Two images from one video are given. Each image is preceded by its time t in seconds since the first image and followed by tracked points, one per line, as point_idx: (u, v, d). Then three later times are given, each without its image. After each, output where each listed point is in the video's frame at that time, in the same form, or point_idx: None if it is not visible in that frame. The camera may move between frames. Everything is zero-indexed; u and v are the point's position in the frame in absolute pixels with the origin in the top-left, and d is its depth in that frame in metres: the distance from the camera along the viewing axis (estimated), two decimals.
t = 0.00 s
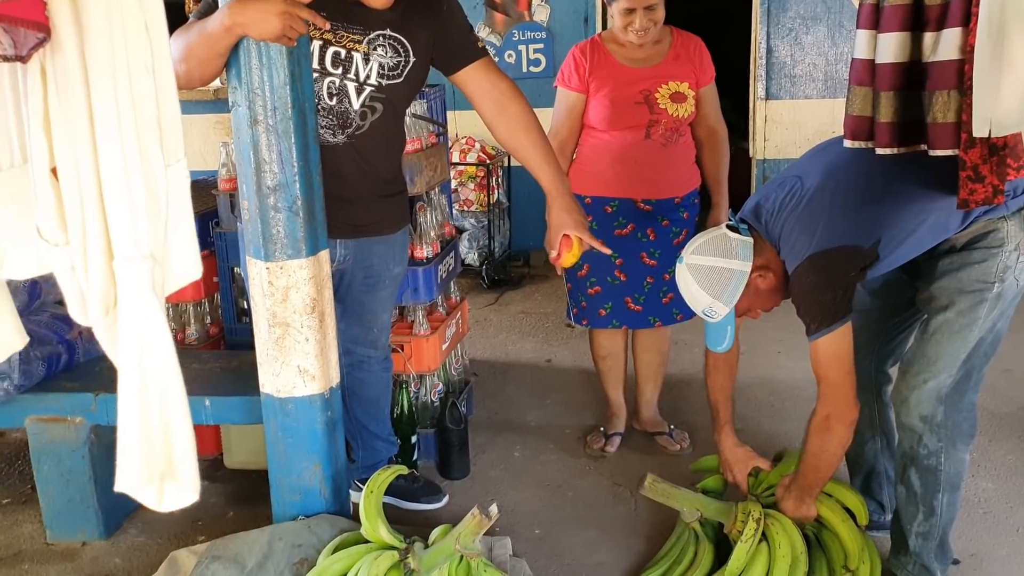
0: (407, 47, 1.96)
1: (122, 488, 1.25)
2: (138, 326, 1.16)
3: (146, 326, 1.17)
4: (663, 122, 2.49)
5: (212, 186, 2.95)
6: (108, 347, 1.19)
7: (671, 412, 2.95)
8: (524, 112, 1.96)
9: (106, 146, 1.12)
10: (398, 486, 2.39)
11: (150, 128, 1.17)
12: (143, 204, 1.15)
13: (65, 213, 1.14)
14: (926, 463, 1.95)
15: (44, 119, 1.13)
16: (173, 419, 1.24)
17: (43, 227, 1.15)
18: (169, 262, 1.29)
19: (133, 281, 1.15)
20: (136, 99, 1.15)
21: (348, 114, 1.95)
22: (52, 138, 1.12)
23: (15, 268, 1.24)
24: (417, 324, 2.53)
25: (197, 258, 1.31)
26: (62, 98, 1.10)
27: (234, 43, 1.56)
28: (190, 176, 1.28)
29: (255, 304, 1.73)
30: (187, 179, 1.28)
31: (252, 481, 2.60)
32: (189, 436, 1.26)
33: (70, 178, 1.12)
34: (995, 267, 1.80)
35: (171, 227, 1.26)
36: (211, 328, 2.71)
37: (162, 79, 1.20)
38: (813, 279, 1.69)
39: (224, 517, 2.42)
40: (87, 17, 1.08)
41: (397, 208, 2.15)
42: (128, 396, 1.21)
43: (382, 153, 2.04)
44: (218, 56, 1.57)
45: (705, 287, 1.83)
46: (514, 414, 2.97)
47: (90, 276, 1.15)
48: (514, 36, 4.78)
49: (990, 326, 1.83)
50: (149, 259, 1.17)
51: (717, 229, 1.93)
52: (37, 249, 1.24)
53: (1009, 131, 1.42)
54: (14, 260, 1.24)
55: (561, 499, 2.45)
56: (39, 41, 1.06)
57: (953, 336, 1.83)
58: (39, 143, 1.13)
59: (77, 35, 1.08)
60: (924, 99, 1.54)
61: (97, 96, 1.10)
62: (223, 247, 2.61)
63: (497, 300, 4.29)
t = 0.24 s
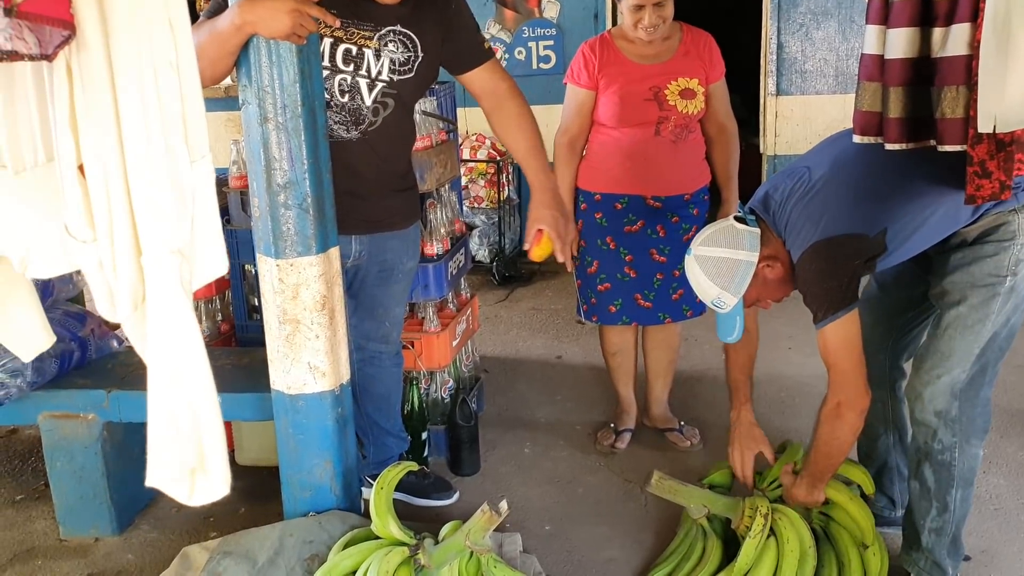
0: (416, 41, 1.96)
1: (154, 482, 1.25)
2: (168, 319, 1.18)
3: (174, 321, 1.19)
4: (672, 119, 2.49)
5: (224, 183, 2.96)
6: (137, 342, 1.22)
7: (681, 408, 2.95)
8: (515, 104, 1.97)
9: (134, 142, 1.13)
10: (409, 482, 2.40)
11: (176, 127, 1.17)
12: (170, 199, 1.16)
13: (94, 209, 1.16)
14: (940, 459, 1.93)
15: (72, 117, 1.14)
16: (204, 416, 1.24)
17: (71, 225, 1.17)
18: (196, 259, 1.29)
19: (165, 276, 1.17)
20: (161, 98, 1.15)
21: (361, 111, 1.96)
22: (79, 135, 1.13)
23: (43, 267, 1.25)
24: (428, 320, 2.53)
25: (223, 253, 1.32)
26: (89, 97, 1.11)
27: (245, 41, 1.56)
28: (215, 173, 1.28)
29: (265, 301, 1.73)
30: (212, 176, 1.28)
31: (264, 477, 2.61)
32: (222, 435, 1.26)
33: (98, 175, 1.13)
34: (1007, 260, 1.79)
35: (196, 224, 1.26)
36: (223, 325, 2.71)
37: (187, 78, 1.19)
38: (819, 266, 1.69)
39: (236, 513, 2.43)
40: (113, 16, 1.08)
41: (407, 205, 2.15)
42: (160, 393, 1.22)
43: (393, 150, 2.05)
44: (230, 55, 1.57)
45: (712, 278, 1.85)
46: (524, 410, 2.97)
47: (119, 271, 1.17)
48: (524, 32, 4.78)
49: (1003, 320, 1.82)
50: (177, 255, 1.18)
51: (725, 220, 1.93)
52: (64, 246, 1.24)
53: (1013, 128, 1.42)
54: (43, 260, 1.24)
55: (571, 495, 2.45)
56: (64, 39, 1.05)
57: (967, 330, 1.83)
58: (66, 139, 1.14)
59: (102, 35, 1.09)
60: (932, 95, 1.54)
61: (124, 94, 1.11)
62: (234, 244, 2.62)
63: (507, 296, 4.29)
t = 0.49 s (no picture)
0: (422, 37, 1.99)
1: (172, 481, 1.29)
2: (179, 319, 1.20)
3: (188, 321, 1.20)
4: (676, 119, 2.48)
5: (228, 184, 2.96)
6: (152, 343, 1.23)
7: (686, 408, 2.95)
8: (484, 112, 2.20)
9: (147, 146, 1.14)
10: (414, 482, 2.39)
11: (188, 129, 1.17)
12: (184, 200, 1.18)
13: (109, 211, 1.16)
14: (941, 450, 1.93)
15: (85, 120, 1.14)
16: (218, 414, 1.26)
17: (85, 225, 1.17)
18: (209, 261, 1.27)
19: (179, 276, 1.19)
20: (174, 101, 1.15)
21: (370, 108, 1.96)
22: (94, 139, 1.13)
23: (58, 268, 1.26)
24: (432, 320, 2.53)
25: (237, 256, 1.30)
26: (101, 100, 1.11)
27: (249, 43, 1.56)
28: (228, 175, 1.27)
29: (269, 301, 1.74)
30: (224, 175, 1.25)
31: (269, 477, 2.62)
32: (236, 431, 1.28)
33: (111, 180, 1.14)
34: (1004, 256, 1.78)
35: (212, 229, 1.26)
36: (227, 325, 2.72)
37: (197, 79, 1.18)
38: (821, 253, 1.68)
39: (241, 513, 2.43)
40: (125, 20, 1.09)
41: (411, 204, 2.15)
42: (176, 389, 1.24)
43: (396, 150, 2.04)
44: (236, 57, 1.57)
45: (716, 255, 1.83)
46: (528, 409, 2.97)
47: (133, 270, 1.19)
48: (528, 32, 4.78)
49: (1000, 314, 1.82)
50: (190, 254, 1.20)
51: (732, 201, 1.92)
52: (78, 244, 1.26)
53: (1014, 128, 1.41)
54: (58, 258, 1.26)
55: (575, 495, 2.45)
56: (76, 43, 1.05)
57: (965, 323, 1.82)
58: (78, 141, 1.14)
59: (115, 37, 1.09)
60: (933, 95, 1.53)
61: (137, 96, 1.11)
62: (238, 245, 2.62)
63: (512, 296, 4.29)
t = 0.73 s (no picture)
0: (424, 26, 2.01)
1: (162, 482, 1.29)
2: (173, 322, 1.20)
3: (183, 323, 1.21)
4: (674, 121, 2.48)
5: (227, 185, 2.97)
6: (146, 344, 1.23)
7: (684, 409, 2.96)
8: (467, 104, 2.24)
9: (143, 149, 1.14)
10: (413, 484, 2.41)
11: (184, 132, 1.18)
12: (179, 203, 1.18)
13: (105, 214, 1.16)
14: (936, 433, 1.93)
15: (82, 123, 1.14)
16: (212, 415, 1.27)
17: (81, 227, 1.17)
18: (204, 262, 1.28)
19: (175, 278, 1.19)
20: (171, 104, 1.15)
21: (383, 103, 1.99)
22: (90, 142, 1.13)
23: (59, 269, 1.26)
24: (432, 320, 2.53)
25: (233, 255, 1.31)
26: (98, 103, 1.11)
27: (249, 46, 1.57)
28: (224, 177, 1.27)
29: (268, 302, 1.74)
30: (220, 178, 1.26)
31: (268, 478, 2.62)
32: (229, 433, 1.29)
33: (108, 184, 1.14)
34: (1008, 250, 1.81)
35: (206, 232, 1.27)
36: (227, 327, 2.71)
37: (195, 82, 1.19)
38: (834, 243, 1.72)
39: (240, 514, 2.43)
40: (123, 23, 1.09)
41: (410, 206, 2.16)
42: (170, 391, 1.25)
43: (396, 151, 2.05)
44: (234, 59, 1.57)
45: (727, 242, 1.89)
46: (527, 410, 2.98)
47: (129, 272, 1.18)
48: (527, 34, 4.79)
49: (999, 307, 1.84)
50: (185, 257, 1.20)
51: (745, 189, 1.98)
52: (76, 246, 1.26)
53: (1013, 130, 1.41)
54: (56, 260, 1.25)
55: (574, 496, 2.45)
56: (75, 45, 1.05)
57: (965, 311, 1.84)
58: (76, 145, 1.13)
59: (112, 40, 1.09)
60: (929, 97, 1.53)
61: (134, 99, 1.12)
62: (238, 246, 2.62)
63: (511, 297, 4.30)
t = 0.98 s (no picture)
0: (429, 20, 2.02)
1: (147, 487, 1.30)
2: (160, 328, 1.21)
3: (168, 329, 1.21)
4: (673, 124, 2.48)
5: (226, 189, 2.97)
6: (133, 350, 1.24)
7: (683, 412, 2.96)
8: (473, 100, 2.27)
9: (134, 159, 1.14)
10: (410, 486, 2.40)
11: (173, 139, 1.18)
12: (166, 209, 1.18)
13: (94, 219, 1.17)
14: (954, 453, 1.96)
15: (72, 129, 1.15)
16: (195, 419, 1.27)
17: (71, 236, 1.19)
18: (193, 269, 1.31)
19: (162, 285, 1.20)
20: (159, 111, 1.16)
21: (393, 94, 1.98)
22: (80, 148, 1.15)
23: (52, 273, 1.28)
24: (431, 323, 2.54)
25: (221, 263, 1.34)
26: (87, 110, 1.12)
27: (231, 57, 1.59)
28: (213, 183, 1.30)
29: (268, 304, 1.74)
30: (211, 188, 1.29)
31: (267, 481, 2.62)
32: (212, 441, 1.30)
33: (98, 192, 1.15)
34: None
35: (194, 236, 1.28)
36: (225, 329, 2.73)
37: (185, 93, 1.21)
38: (858, 255, 1.70)
39: (239, 517, 2.43)
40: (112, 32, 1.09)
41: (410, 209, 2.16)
42: (155, 393, 1.25)
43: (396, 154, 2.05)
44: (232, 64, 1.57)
45: (750, 245, 1.90)
46: (527, 413, 2.98)
47: (117, 277, 1.19)
48: (527, 37, 4.80)
49: None
50: (173, 263, 1.21)
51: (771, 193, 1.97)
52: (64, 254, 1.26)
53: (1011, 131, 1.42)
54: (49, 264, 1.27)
55: (573, 499, 2.46)
56: (66, 55, 1.06)
57: (986, 335, 1.83)
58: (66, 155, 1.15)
59: (101, 47, 1.10)
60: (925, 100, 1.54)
61: (123, 107, 1.12)
62: (237, 249, 2.63)
63: (510, 300, 4.30)
